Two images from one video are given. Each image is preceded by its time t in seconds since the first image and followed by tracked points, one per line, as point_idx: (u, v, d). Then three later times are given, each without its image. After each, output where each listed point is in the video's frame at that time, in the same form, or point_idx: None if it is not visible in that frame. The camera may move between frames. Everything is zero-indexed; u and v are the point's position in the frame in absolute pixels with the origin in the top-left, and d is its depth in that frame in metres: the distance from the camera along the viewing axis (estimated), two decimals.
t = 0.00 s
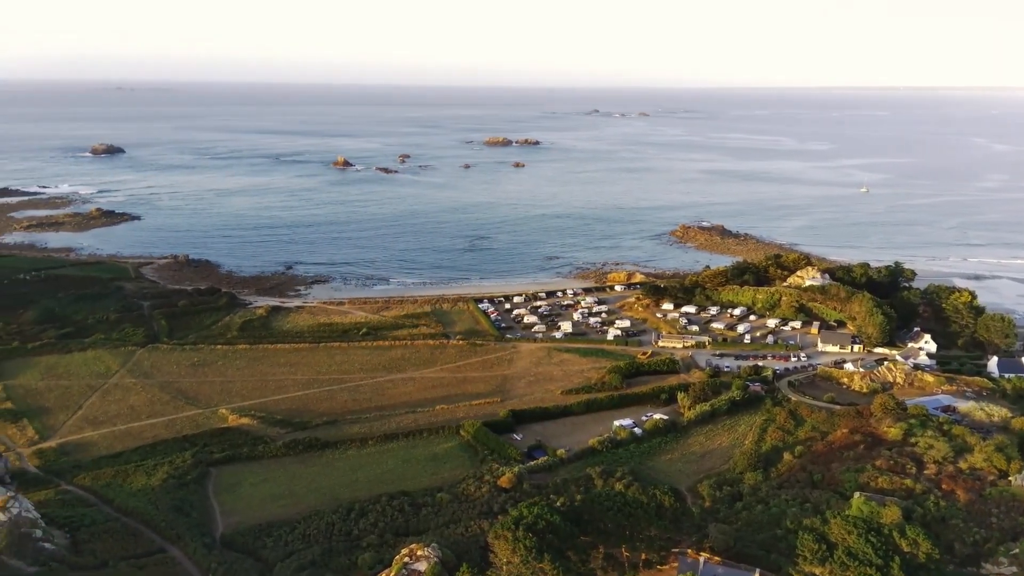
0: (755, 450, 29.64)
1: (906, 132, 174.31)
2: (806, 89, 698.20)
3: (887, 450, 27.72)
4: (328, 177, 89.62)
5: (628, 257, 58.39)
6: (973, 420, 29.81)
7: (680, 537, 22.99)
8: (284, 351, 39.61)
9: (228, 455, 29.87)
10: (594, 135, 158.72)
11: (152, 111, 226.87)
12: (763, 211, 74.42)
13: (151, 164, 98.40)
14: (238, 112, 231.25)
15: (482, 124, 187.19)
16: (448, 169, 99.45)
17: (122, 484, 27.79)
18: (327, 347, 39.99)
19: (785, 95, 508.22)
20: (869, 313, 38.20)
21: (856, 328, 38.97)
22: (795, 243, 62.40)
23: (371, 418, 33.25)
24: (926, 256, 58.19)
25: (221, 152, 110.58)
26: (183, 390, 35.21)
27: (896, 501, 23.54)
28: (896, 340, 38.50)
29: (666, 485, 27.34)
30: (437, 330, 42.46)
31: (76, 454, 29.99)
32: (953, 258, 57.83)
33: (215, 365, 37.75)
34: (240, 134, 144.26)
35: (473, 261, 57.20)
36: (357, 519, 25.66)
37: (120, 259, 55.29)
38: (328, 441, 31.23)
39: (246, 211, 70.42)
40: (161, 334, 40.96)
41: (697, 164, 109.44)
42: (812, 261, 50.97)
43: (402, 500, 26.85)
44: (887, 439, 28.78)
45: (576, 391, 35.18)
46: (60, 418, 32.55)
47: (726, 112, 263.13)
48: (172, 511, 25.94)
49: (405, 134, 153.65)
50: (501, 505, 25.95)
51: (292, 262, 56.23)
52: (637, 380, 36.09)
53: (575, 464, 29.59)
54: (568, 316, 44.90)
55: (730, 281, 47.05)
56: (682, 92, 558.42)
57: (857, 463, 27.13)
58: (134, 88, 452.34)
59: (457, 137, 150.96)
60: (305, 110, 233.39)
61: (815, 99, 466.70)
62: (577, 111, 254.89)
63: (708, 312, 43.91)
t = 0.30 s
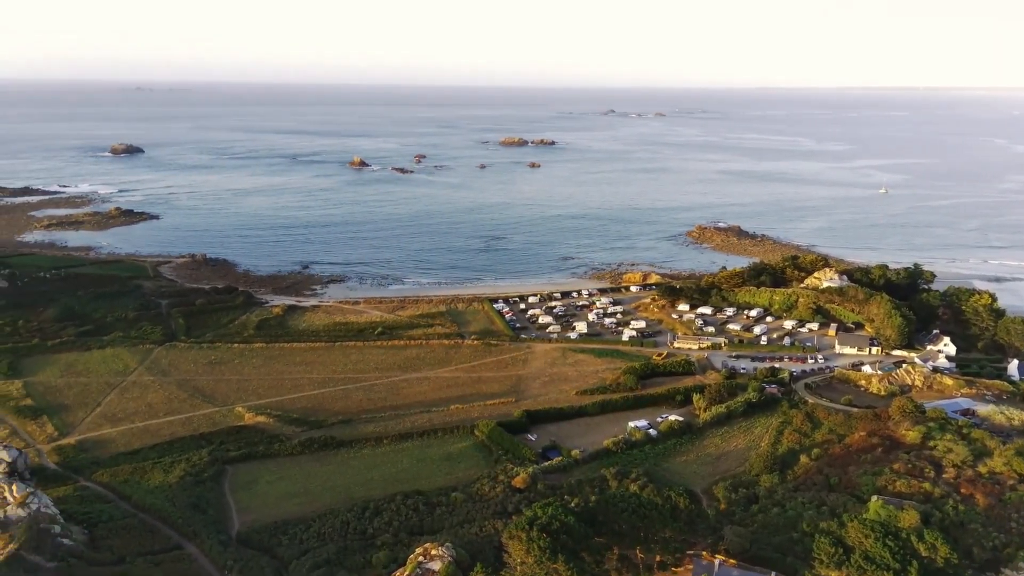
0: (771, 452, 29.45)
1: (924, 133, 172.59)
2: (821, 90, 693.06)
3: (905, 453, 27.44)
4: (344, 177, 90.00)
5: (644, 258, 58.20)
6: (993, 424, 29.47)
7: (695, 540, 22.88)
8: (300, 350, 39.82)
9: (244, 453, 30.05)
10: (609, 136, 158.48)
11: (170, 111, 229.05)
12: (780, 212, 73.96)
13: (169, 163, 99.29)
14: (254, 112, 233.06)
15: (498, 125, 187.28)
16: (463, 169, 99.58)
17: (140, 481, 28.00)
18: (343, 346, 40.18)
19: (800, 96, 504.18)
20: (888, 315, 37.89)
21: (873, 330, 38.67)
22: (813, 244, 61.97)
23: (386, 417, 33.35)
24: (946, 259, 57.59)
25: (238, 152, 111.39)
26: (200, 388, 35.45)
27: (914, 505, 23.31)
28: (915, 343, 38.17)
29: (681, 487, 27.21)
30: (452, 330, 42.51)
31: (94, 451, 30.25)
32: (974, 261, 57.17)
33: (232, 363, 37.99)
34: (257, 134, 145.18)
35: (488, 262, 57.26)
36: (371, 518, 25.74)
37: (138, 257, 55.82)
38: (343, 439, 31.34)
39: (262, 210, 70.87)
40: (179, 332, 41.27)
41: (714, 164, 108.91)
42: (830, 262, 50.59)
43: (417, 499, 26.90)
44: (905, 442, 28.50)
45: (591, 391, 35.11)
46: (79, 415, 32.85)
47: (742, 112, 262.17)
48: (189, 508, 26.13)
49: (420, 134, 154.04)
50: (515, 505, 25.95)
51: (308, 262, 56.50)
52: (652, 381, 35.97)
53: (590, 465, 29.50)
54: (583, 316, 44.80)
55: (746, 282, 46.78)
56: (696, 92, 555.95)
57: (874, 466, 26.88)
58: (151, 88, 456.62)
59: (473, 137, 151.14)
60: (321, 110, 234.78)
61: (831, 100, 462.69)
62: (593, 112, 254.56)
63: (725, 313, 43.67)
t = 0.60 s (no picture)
0: (787, 454, 29.26)
1: (943, 133, 170.84)
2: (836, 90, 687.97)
3: (922, 457, 27.18)
4: (358, 177, 90.37)
5: (659, 259, 58.01)
6: (1012, 428, 29.13)
7: (709, 542, 22.75)
8: (316, 349, 40.01)
9: (259, 451, 30.20)
10: (623, 136, 158.13)
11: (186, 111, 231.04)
12: (797, 213, 73.50)
13: (186, 163, 100.12)
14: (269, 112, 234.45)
15: (512, 125, 187.36)
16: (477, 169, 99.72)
17: (156, 478, 28.21)
18: (357, 346, 40.31)
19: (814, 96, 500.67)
20: (905, 317, 37.59)
21: (891, 332, 38.38)
22: (830, 245, 61.54)
23: (400, 416, 33.42)
24: (965, 260, 57.03)
25: (254, 152, 112.18)
26: (216, 387, 35.66)
27: (932, 509, 23.08)
28: (933, 345, 37.86)
29: (695, 488, 27.07)
30: (466, 330, 42.54)
31: (112, 448, 30.51)
32: (994, 263, 56.57)
33: (248, 362, 38.18)
34: (272, 134, 146.07)
35: (503, 262, 57.30)
36: (385, 517, 25.79)
37: (156, 256, 56.30)
38: (357, 438, 31.43)
39: (278, 210, 71.29)
40: (196, 331, 41.59)
41: (730, 165, 108.46)
42: (847, 264, 50.22)
43: (431, 498, 26.92)
44: (922, 445, 28.23)
45: (605, 392, 35.03)
46: (96, 413, 33.14)
47: (757, 113, 261.06)
48: (204, 505, 26.30)
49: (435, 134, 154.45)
50: (529, 506, 25.94)
51: (324, 261, 56.77)
52: (667, 382, 35.83)
53: (603, 466, 29.42)
54: (597, 317, 44.74)
55: (762, 283, 46.55)
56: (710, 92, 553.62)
57: (891, 470, 26.63)
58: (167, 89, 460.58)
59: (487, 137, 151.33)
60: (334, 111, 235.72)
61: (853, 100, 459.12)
62: (607, 112, 254.38)
63: (740, 314, 43.47)
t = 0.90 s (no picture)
0: (802, 456, 29.07)
1: (960, 134, 169.18)
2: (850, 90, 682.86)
3: (939, 460, 26.93)
4: (372, 177, 90.69)
5: (673, 260, 57.81)
6: None
7: (723, 544, 22.69)
8: (330, 348, 40.19)
9: (273, 449, 30.36)
10: (636, 136, 157.79)
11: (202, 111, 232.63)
12: (812, 214, 73.06)
13: (202, 163, 100.85)
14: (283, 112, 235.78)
15: (524, 125, 187.44)
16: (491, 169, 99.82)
17: (171, 476, 28.41)
18: (371, 345, 40.41)
19: (828, 96, 497.57)
20: (922, 319, 37.27)
21: (907, 334, 38.08)
22: (846, 246, 61.11)
23: (414, 416, 33.47)
24: (984, 262, 56.52)
25: (269, 152, 112.85)
26: (230, 385, 35.87)
27: (948, 512, 22.86)
28: (950, 347, 37.54)
29: (709, 490, 26.94)
30: (480, 330, 42.58)
31: (128, 445, 30.76)
32: (1013, 265, 56.05)
33: (262, 361, 38.37)
34: (287, 134, 146.85)
35: (516, 262, 57.30)
36: (398, 516, 25.85)
37: (172, 255, 56.74)
38: (371, 437, 31.54)
39: (292, 210, 71.65)
40: (211, 329, 41.87)
41: (745, 165, 108.04)
42: (864, 265, 49.85)
43: (443, 498, 26.96)
44: (939, 448, 27.97)
45: (618, 393, 34.96)
46: (112, 410, 33.39)
47: (771, 113, 260.06)
48: (219, 503, 26.47)
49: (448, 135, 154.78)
50: (542, 506, 25.92)
51: (338, 261, 56.99)
52: (680, 383, 35.70)
53: (617, 467, 29.35)
54: (610, 318, 44.67)
55: (777, 284, 46.33)
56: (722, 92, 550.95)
57: (907, 473, 26.40)
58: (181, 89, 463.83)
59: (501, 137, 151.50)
60: (350, 111, 236.76)
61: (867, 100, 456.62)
62: (620, 112, 254.06)
63: (755, 316, 43.27)
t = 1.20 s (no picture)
0: (816, 458, 28.88)
1: (977, 135, 167.61)
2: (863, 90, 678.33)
3: (954, 463, 26.69)
4: (386, 177, 90.98)
5: (686, 260, 57.62)
6: None
7: (736, 546, 22.62)
8: (343, 347, 40.35)
9: (287, 448, 30.48)
10: (649, 137, 157.40)
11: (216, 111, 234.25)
12: (827, 215, 72.64)
13: (216, 163, 101.51)
14: (296, 112, 236.96)
15: (537, 125, 187.39)
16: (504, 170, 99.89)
17: (185, 473, 28.58)
18: (383, 345, 40.51)
19: (841, 97, 494.00)
20: (938, 321, 36.95)
21: (923, 336, 37.76)
22: (861, 248, 60.73)
23: (426, 415, 33.53)
24: (1002, 264, 55.99)
25: (283, 152, 113.47)
26: (244, 384, 36.08)
27: (964, 516, 22.65)
28: (967, 350, 37.20)
29: (722, 492, 26.81)
30: (492, 330, 42.61)
31: (143, 443, 30.97)
32: None
33: (276, 360, 38.54)
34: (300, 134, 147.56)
35: (529, 262, 57.30)
36: (410, 515, 25.89)
37: (187, 255, 57.08)
38: (384, 436, 31.62)
39: (305, 210, 71.97)
40: (226, 328, 42.11)
41: (759, 165, 107.60)
42: (879, 267, 49.50)
43: (455, 497, 26.98)
44: (955, 451, 27.71)
45: (630, 394, 34.89)
46: (127, 408, 33.63)
47: (784, 113, 259.00)
48: (232, 501, 26.60)
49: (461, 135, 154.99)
50: (554, 507, 25.88)
51: (352, 261, 57.18)
52: (694, 385, 35.57)
53: (629, 468, 29.25)
54: (623, 318, 44.58)
55: (792, 285, 46.08)
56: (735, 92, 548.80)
57: (923, 476, 26.16)
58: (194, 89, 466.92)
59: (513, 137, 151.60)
60: (362, 111, 237.62)
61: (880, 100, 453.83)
62: (632, 112, 253.78)
63: (769, 317, 43.06)
